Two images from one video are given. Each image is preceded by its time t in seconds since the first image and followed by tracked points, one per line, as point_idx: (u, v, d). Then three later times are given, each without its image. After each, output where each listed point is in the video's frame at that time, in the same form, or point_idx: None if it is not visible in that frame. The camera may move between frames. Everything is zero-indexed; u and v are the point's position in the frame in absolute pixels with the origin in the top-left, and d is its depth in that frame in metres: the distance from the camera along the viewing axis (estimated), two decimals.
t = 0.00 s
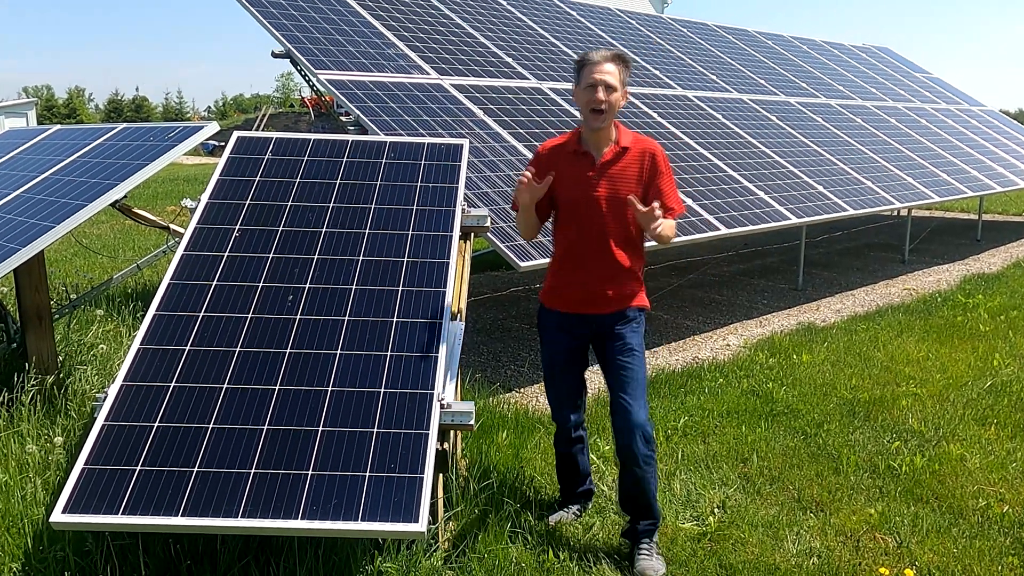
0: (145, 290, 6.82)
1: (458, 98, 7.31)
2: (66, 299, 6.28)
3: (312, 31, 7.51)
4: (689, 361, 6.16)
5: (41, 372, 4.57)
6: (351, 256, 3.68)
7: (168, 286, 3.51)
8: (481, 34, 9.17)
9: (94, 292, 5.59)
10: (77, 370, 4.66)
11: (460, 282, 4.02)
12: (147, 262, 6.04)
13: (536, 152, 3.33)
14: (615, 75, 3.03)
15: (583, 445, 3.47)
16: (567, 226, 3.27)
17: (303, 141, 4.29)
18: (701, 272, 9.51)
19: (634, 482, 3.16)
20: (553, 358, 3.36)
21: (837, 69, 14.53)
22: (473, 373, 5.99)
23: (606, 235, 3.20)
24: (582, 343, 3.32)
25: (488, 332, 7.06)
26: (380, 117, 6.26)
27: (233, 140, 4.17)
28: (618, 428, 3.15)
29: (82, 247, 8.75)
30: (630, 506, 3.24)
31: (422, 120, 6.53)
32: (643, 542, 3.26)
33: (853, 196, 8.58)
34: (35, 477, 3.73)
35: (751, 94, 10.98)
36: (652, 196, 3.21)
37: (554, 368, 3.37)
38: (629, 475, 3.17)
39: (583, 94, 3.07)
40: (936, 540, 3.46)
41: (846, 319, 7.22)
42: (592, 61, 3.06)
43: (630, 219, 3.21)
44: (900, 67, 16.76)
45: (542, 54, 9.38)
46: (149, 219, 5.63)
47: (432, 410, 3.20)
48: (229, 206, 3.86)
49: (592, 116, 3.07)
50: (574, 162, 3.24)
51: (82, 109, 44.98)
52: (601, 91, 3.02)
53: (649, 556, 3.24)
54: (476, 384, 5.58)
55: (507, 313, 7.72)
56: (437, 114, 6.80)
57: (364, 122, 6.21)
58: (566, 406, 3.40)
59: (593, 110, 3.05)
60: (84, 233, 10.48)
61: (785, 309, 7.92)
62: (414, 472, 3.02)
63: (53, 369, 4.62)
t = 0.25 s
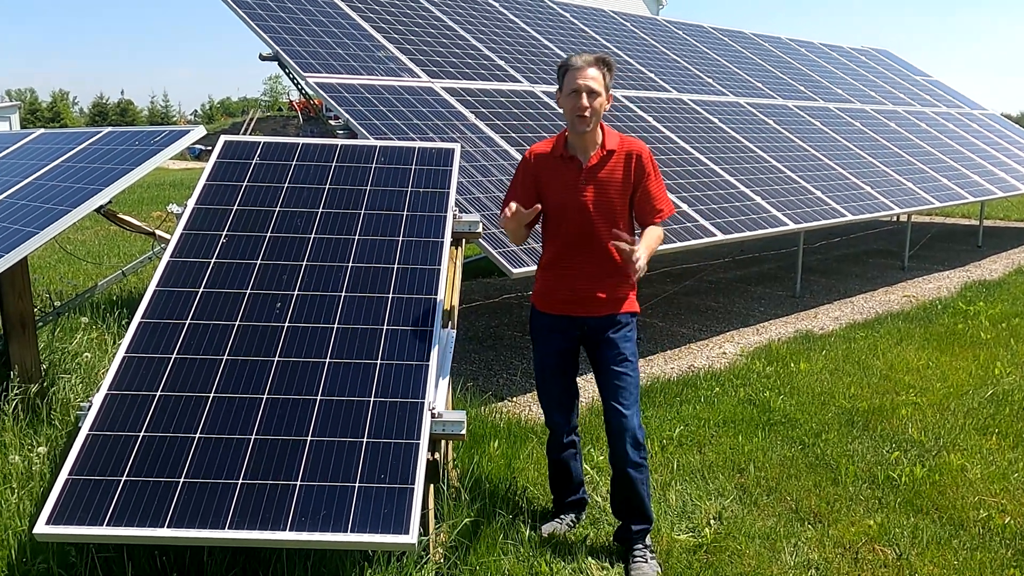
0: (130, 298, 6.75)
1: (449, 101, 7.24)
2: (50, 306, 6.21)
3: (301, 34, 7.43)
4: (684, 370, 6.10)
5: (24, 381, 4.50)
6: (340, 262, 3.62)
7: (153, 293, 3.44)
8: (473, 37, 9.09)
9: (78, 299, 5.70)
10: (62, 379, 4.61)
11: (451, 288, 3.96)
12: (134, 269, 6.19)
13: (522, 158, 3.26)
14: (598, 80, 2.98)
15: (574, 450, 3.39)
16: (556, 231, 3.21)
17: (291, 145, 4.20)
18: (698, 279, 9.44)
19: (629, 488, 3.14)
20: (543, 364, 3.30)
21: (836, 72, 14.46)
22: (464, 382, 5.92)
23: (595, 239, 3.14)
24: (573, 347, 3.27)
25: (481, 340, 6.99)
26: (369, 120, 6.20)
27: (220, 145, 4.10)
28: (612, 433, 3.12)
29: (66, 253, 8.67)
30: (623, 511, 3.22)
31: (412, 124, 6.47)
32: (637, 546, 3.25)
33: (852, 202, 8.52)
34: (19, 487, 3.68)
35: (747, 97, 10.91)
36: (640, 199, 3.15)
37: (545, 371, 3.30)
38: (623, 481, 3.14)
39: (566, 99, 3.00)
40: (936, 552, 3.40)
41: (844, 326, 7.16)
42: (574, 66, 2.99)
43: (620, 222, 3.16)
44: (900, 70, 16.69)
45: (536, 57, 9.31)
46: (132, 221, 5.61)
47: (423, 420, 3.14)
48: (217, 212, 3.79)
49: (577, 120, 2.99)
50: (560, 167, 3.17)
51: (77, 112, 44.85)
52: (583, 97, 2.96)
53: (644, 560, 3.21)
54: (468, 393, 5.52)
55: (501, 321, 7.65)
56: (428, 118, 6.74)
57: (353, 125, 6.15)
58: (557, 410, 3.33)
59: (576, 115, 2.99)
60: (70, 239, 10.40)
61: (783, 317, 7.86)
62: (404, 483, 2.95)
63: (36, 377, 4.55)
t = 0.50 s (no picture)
0: (115, 306, 6.66)
1: (440, 104, 7.18)
2: (33, 314, 6.13)
3: (289, 36, 7.36)
4: (680, 379, 6.03)
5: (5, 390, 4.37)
6: (329, 269, 3.55)
7: (139, 300, 3.37)
8: (463, 40, 8.99)
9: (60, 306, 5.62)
10: (45, 388, 4.56)
11: (443, 296, 3.89)
12: (119, 275, 6.03)
13: (519, 160, 3.23)
14: (581, 91, 2.93)
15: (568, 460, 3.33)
16: (549, 236, 3.17)
17: (279, 149, 4.12)
18: (694, 285, 9.38)
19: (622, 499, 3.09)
20: (535, 371, 3.26)
21: (835, 75, 14.39)
22: (455, 392, 5.85)
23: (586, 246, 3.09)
24: (565, 355, 3.21)
25: (472, 348, 6.92)
26: (358, 124, 6.13)
27: (206, 149, 4.02)
28: (605, 443, 3.06)
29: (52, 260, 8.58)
30: (617, 523, 3.16)
31: (402, 128, 6.40)
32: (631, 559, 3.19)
33: (850, 207, 8.45)
34: None
35: (744, 100, 10.84)
36: (635, 207, 3.09)
37: (538, 380, 3.25)
38: (616, 492, 3.09)
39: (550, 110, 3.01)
40: (937, 565, 3.34)
41: (843, 334, 7.10)
42: (554, 77, 2.96)
43: (614, 230, 3.10)
44: (899, 73, 16.63)
45: (529, 60, 9.24)
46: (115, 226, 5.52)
47: (413, 430, 3.08)
48: (204, 217, 3.71)
49: (560, 133, 3.01)
50: (554, 171, 3.14)
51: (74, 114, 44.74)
52: (564, 111, 2.94)
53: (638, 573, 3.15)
54: (459, 402, 5.46)
55: (494, 328, 7.57)
56: (418, 122, 6.67)
57: (342, 130, 6.09)
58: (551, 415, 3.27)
59: (560, 127, 2.99)
60: (55, 245, 10.30)
61: (781, 325, 7.79)
62: (393, 494, 2.90)
63: (19, 388, 4.42)
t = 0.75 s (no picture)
0: (98, 314, 6.58)
1: (430, 108, 7.11)
2: (15, 322, 6.05)
3: (277, 39, 7.28)
4: (675, 388, 5.97)
5: None
6: (317, 276, 3.48)
7: (124, 308, 3.30)
8: (455, 43, 8.89)
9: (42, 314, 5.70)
10: (26, 399, 4.50)
11: (433, 303, 3.82)
12: (102, 282, 6.03)
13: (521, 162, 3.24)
14: (553, 99, 2.93)
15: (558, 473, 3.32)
16: (542, 241, 3.16)
17: (267, 153, 4.05)
18: (690, 292, 9.31)
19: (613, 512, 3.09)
20: (524, 383, 3.26)
21: (833, 78, 14.33)
22: (446, 401, 5.79)
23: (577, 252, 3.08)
24: (553, 366, 3.21)
25: (463, 357, 6.85)
26: (347, 129, 6.07)
27: (192, 153, 3.94)
28: (594, 456, 3.07)
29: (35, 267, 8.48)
30: (608, 536, 3.16)
31: (391, 132, 6.33)
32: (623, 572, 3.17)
33: (849, 213, 8.38)
34: None
35: (740, 103, 10.78)
36: (629, 216, 3.06)
37: (527, 391, 3.26)
38: (607, 505, 3.09)
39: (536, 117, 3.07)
40: None
41: (842, 343, 7.04)
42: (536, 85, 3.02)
43: (606, 238, 3.08)
44: (899, 76, 16.56)
45: (523, 62, 9.16)
46: (99, 233, 5.45)
47: (403, 439, 3.02)
48: (190, 223, 3.64)
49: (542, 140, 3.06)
50: (552, 176, 3.13)
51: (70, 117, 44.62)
52: (538, 119, 3.00)
53: None
54: (449, 411, 5.40)
55: (486, 336, 7.50)
56: (408, 126, 6.60)
57: (330, 134, 6.02)
58: (540, 424, 3.26)
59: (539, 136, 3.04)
60: (40, 250, 10.19)
61: (778, 333, 7.73)
62: (383, 505, 2.84)
63: None
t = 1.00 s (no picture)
0: (83, 323, 6.50)
1: (420, 112, 7.05)
2: None
3: (265, 41, 7.22)
4: (670, 398, 5.91)
5: None
6: (305, 283, 3.42)
7: (107, 316, 3.24)
8: (447, 46, 8.82)
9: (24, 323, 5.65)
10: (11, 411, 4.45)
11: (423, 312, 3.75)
12: (86, 290, 5.90)
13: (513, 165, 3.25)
14: (536, 104, 2.92)
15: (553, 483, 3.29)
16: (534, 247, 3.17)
17: (254, 158, 3.98)
18: (685, 300, 9.24)
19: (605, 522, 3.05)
20: (519, 389, 3.25)
21: (832, 81, 14.27)
22: (436, 411, 5.72)
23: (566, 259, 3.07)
24: (547, 372, 3.20)
25: (454, 366, 6.79)
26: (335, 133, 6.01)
27: (177, 158, 3.88)
28: (587, 465, 3.04)
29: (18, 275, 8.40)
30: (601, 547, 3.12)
31: (380, 137, 6.27)
32: None
33: (847, 219, 8.32)
34: None
35: (736, 107, 10.71)
36: (619, 222, 3.01)
37: (521, 398, 3.25)
38: (599, 514, 3.06)
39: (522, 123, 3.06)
40: None
41: (840, 351, 6.98)
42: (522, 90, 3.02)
43: (596, 245, 3.05)
44: (899, 79, 16.49)
45: (517, 65, 9.09)
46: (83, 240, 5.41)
47: (393, 449, 2.96)
48: (175, 230, 3.57)
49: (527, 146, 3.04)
50: (541, 181, 3.12)
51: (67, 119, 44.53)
52: (521, 124, 2.99)
53: None
54: (439, 421, 5.34)
55: (477, 345, 7.42)
56: (397, 131, 6.54)
57: (318, 138, 5.96)
58: (535, 433, 3.24)
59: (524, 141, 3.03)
60: (24, 257, 10.11)
61: (776, 341, 7.68)
62: (372, 517, 2.78)
63: None
